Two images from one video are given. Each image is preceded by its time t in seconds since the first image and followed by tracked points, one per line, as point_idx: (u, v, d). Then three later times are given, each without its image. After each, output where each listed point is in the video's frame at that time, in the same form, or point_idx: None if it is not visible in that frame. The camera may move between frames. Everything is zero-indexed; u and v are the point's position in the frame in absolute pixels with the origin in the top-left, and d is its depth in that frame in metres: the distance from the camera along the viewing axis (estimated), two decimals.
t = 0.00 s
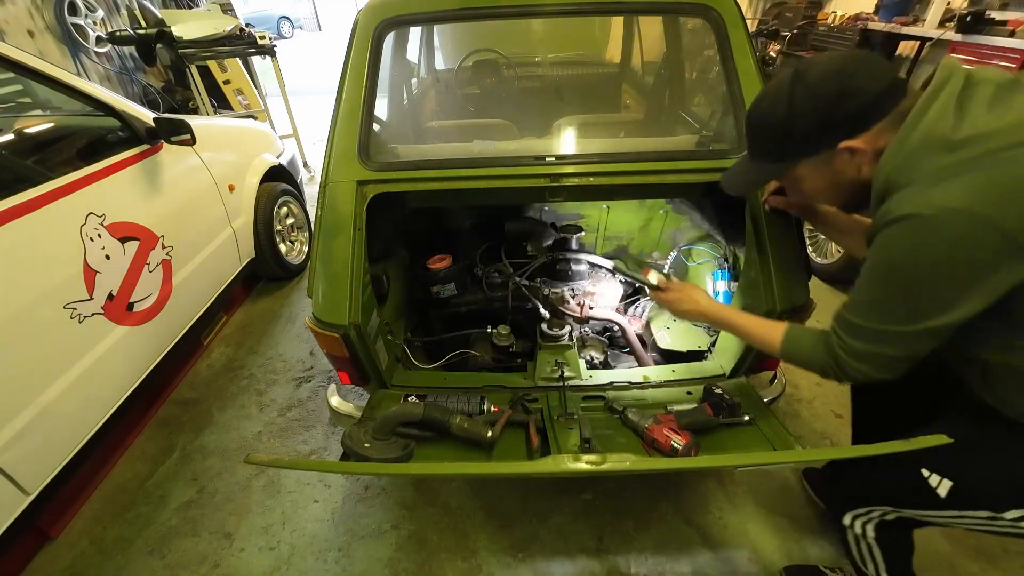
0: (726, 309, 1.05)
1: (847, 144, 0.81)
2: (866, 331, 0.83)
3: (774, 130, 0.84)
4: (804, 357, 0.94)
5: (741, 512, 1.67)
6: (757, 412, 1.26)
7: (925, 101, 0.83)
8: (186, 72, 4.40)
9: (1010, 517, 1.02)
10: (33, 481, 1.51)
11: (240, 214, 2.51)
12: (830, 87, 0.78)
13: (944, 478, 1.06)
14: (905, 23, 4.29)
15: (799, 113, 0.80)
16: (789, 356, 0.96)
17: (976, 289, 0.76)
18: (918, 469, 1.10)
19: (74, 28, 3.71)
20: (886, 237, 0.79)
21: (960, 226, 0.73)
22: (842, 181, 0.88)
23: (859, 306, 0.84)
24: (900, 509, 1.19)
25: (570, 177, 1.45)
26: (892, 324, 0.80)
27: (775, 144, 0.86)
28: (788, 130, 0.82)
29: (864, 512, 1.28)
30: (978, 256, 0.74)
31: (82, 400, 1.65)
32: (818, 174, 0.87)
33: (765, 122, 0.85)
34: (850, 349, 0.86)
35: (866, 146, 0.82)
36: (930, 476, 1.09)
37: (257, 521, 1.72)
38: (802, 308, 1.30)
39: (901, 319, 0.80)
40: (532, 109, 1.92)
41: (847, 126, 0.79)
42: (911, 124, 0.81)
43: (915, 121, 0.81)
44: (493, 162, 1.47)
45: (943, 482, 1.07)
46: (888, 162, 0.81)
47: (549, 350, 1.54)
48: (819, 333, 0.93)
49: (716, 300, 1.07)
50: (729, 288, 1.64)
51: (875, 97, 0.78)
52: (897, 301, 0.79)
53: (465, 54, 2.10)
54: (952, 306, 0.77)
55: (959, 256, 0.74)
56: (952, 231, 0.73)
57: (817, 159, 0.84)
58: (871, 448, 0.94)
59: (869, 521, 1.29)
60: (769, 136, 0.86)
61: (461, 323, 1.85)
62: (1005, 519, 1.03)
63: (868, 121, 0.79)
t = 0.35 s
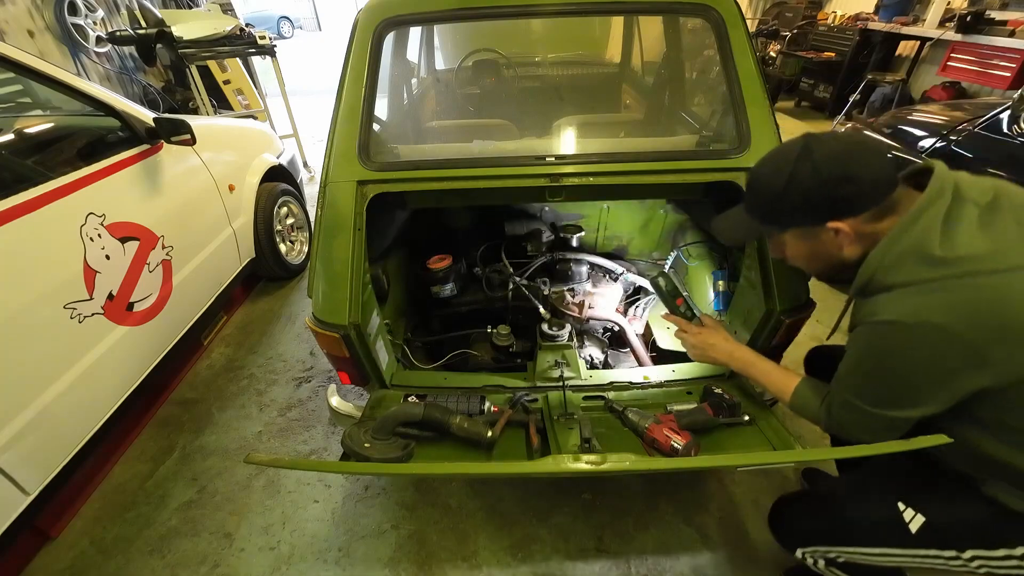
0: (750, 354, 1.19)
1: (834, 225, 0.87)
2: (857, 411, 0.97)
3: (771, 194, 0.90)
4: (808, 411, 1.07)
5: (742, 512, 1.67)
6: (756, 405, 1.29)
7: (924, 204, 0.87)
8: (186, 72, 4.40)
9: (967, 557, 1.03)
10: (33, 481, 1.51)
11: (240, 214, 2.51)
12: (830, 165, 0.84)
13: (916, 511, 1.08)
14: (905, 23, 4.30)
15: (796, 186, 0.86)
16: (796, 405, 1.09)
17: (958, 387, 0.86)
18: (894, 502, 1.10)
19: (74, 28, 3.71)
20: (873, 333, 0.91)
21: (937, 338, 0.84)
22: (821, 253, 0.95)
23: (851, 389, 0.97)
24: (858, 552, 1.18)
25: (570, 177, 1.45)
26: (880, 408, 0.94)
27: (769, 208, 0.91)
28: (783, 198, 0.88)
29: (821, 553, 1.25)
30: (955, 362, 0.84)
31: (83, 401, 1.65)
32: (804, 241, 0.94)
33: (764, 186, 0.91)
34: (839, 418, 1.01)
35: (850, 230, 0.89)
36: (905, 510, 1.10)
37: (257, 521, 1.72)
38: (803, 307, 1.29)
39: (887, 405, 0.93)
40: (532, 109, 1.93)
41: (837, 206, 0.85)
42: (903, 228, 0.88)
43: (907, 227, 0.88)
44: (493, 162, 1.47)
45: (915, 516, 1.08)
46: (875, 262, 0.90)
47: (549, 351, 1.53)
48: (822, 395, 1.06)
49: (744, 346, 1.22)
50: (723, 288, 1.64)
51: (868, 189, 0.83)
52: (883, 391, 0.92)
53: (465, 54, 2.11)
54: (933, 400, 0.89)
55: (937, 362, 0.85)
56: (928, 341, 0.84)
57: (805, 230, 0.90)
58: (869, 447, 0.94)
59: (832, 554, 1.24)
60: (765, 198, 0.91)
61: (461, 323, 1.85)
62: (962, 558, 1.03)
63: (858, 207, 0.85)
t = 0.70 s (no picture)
0: (762, 365, 1.30)
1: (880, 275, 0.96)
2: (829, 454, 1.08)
3: (834, 231, 0.99)
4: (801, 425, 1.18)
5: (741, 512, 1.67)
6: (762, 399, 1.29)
7: (963, 298, 0.95)
8: (186, 72, 4.40)
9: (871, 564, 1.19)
10: (33, 481, 1.51)
11: (240, 214, 2.51)
12: (898, 222, 0.92)
13: (835, 520, 1.23)
14: (905, 23, 4.29)
15: (860, 232, 0.95)
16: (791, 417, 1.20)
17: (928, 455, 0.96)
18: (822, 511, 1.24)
19: (74, 28, 3.71)
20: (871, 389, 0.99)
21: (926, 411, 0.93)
22: (854, 296, 1.03)
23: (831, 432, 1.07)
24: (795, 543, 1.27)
25: (570, 177, 1.45)
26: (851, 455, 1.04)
27: (827, 241, 1.00)
28: (845, 238, 0.97)
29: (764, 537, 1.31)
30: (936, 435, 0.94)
31: (83, 401, 1.65)
32: (844, 282, 1.02)
33: (829, 224, 1.00)
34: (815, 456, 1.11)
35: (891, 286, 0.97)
36: (829, 516, 1.24)
37: (257, 521, 1.72)
38: (803, 307, 1.29)
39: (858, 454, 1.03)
40: (532, 109, 1.93)
41: (886, 261, 0.94)
42: (930, 310, 0.97)
43: (935, 309, 0.96)
44: (493, 161, 1.47)
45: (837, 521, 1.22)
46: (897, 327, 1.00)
47: (548, 351, 1.52)
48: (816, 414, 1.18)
49: (757, 356, 1.33)
50: (723, 288, 1.62)
51: (924, 256, 0.92)
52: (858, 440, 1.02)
53: (465, 54, 2.11)
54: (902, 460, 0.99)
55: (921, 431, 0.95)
56: (917, 408, 0.94)
57: (851, 272, 0.99)
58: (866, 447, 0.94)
59: (756, 548, 1.34)
60: (828, 232, 1.00)
61: (461, 323, 1.86)
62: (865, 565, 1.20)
63: (908, 268, 0.94)
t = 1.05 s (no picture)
0: (742, 341, 1.28)
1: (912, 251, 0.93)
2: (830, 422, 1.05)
3: (871, 205, 0.94)
4: (787, 399, 1.15)
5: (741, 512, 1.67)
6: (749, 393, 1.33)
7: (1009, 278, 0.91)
8: (186, 72, 4.40)
9: (837, 549, 1.22)
10: (33, 481, 1.51)
11: (240, 214, 2.51)
12: (942, 197, 0.88)
13: (804, 504, 1.26)
14: (905, 23, 4.29)
15: (901, 206, 0.91)
16: (774, 391, 1.18)
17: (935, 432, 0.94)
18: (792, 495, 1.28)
19: (74, 28, 3.71)
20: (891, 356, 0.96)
21: (943, 384, 0.90)
22: (879, 273, 1.02)
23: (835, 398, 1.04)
24: (767, 526, 1.30)
25: (570, 177, 1.45)
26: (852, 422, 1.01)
27: (863, 215, 0.96)
28: (883, 211, 0.93)
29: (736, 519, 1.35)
30: (948, 412, 0.92)
31: (83, 401, 1.65)
32: (873, 257, 1.00)
33: (866, 196, 0.95)
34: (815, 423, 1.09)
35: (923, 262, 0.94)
36: (798, 500, 1.28)
37: (257, 521, 1.72)
38: (803, 307, 1.29)
39: (861, 422, 1.00)
40: (532, 109, 1.93)
41: (923, 236, 0.91)
42: (969, 286, 0.94)
43: (974, 286, 0.93)
44: (493, 162, 1.47)
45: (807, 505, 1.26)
46: (930, 300, 0.98)
47: (549, 350, 1.53)
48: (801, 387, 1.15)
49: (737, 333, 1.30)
50: (723, 288, 1.62)
51: (963, 230, 0.89)
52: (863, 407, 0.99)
53: (465, 54, 2.11)
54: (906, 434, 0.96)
55: (933, 404, 0.92)
56: (936, 378, 0.91)
57: (884, 247, 0.96)
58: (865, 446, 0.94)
59: (729, 527, 1.38)
60: (864, 207, 0.96)
61: (461, 323, 1.86)
62: (832, 550, 1.23)
63: (946, 243, 0.91)
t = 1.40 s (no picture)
0: (712, 331, 1.32)
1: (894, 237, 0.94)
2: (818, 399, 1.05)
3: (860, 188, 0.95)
4: (762, 384, 1.18)
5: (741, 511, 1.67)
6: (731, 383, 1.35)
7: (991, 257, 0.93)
8: (186, 72, 4.40)
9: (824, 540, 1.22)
10: (33, 481, 1.51)
11: (241, 214, 2.51)
12: (927, 183, 0.89)
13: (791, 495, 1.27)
14: (905, 23, 4.29)
15: (887, 190, 0.92)
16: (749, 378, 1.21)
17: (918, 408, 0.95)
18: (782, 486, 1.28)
19: (74, 28, 3.71)
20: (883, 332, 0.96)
21: (936, 361, 0.91)
22: (863, 258, 1.03)
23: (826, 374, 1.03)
24: (755, 515, 1.31)
25: (570, 177, 1.45)
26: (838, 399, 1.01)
27: (852, 198, 0.97)
28: (870, 194, 0.94)
29: (726, 509, 1.35)
30: (936, 387, 0.93)
31: (82, 401, 1.65)
32: (857, 242, 1.01)
33: (856, 180, 0.96)
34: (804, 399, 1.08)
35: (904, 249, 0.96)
36: (786, 492, 1.29)
37: (257, 521, 1.72)
38: (803, 307, 1.29)
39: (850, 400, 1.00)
40: (532, 109, 1.93)
41: (907, 221, 0.92)
42: (955, 263, 0.95)
43: (960, 262, 0.94)
44: (493, 162, 1.47)
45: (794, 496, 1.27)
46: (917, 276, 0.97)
47: (549, 350, 1.53)
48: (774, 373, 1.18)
49: (706, 324, 1.35)
50: (723, 288, 1.59)
51: (944, 217, 0.91)
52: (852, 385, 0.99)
53: (465, 54, 2.11)
54: (892, 409, 0.97)
55: (922, 381, 0.93)
56: (928, 354, 0.91)
57: (869, 232, 0.98)
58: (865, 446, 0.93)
59: (719, 516, 1.38)
60: (853, 190, 0.97)
61: (461, 323, 1.86)
62: (819, 541, 1.23)
63: (928, 229, 0.92)
